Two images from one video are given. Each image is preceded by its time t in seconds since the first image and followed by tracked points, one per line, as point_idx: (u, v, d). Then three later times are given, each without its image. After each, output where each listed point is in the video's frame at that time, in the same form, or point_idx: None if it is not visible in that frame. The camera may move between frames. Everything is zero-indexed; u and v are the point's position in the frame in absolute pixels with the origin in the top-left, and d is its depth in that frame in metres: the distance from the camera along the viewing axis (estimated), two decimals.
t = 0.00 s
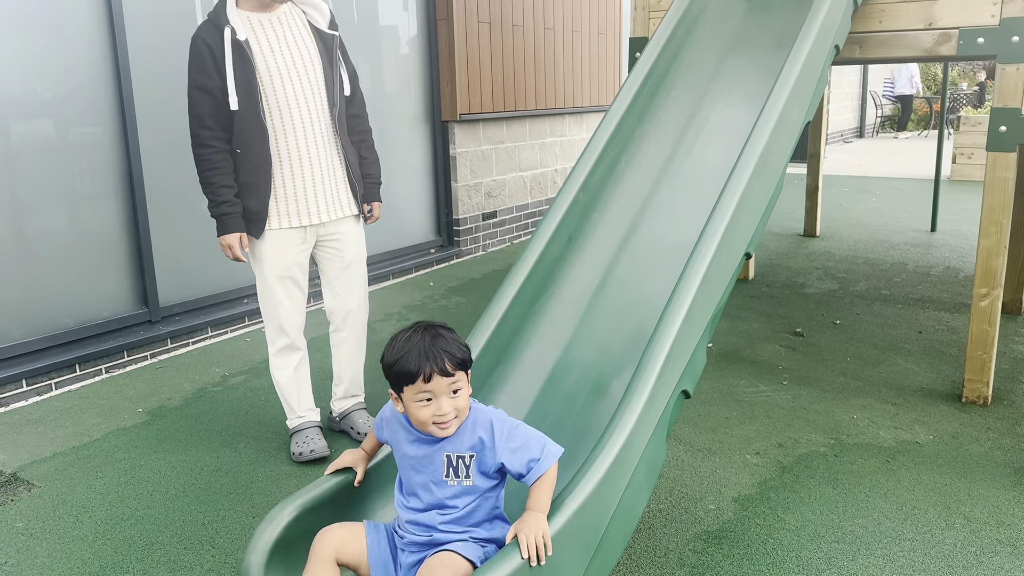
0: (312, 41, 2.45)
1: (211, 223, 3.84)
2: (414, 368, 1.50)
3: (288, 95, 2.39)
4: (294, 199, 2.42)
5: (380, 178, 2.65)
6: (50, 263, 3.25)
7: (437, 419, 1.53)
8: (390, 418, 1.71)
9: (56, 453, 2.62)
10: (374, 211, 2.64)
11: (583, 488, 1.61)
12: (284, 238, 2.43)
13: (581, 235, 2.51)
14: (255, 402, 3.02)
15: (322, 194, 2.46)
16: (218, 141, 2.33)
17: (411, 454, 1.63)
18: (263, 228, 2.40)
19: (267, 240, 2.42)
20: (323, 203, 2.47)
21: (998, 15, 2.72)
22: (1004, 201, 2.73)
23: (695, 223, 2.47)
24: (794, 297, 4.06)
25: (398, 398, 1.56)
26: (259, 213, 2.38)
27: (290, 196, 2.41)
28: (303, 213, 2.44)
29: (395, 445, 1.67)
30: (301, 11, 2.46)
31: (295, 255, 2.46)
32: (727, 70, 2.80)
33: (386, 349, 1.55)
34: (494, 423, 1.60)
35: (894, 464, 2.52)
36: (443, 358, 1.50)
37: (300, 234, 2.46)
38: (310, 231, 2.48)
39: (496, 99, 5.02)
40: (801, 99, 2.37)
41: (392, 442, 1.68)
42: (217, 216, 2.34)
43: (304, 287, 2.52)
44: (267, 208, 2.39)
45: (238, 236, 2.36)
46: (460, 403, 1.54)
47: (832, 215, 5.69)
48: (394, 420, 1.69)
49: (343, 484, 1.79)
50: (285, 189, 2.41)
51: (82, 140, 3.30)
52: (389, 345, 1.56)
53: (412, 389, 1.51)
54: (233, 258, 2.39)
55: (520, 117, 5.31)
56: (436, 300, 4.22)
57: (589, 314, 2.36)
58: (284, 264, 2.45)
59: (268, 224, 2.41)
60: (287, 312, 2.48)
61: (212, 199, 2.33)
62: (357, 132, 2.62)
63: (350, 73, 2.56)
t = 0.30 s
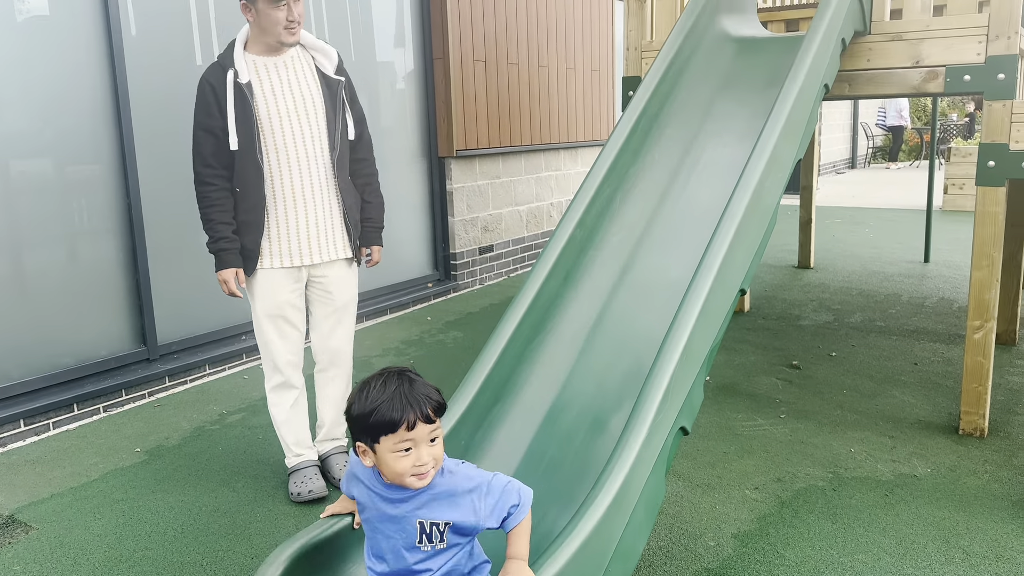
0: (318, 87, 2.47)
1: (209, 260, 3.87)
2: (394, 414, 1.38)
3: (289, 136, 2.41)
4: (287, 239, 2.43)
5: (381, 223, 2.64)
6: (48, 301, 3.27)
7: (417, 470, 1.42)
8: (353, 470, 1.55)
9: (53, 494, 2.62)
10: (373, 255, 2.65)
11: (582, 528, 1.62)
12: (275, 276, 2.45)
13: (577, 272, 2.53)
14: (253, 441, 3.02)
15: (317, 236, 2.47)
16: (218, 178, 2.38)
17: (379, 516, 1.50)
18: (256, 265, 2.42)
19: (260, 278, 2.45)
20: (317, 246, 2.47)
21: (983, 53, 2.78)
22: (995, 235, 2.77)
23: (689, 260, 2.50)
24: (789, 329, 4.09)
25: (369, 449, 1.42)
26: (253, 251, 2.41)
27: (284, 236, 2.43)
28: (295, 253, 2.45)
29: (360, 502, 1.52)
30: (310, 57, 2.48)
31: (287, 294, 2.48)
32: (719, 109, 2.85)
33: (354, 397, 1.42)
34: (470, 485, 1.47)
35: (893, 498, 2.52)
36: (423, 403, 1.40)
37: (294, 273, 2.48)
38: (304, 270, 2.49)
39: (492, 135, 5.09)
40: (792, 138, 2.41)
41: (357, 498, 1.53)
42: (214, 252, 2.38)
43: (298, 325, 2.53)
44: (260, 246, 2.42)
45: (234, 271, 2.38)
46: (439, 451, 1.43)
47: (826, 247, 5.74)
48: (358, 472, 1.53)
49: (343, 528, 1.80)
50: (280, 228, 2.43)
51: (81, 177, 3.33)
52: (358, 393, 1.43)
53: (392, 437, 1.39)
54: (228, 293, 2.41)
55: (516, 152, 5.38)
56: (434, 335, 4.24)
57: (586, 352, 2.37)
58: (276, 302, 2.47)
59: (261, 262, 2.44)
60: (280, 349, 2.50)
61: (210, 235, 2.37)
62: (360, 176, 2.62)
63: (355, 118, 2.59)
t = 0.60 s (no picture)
0: (300, 125, 2.43)
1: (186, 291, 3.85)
2: (350, 487, 1.31)
3: (264, 169, 2.40)
4: (248, 269, 2.41)
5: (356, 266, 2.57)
6: (21, 334, 3.23)
7: (372, 545, 1.35)
8: None
9: (24, 532, 2.57)
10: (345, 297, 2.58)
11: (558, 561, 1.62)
12: (235, 302, 2.41)
13: (553, 302, 2.55)
14: (229, 474, 2.99)
15: (279, 273, 2.43)
16: (193, 203, 2.41)
17: None
18: (216, 288, 2.41)
19: (219, 302, 2.41)
20: (277, 282, 2.43)
21: (945, 83, 2.83)
22: (962, 259, 2.83)
23: (663, 288, 2.53)
24: (765, 354, 4.13)
25: (316, 530, 1.32)
26: (214, 277, 2.40)
27: (246, 265, 2.41)
28: (254, 285, 2.42)
29: None
30: (300, 96, 2.45)
31: (247, 319, 2.42)
32: (691, 140, 2.90)
33: (296, 472, 1.31)
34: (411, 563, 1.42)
35: (868, 522, 2.54)
36: (373, 474, 1.34)
37: (253, 304, 2.43)
38: (266, 304, 2.45)
39: (470, 164, 5.14)
40: (761, 168, 2.46)
41: None
42: (179, 274, 2.40)
43: (260, 352, 2.46)
44: (224, 271, 2.41)
45: (195, 296, 2.41)
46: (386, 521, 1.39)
47: (800, 272, 5.82)
48: None
49: None
50: (242, 257, 2.42)
51: (56, 209, 3.32)
52: (298, 467, 1.32)
53: (351, 512, 1.31)
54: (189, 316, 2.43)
55: (494, 181, 5.42)
56: (412, 363, 4.23)
57: (562, 381, 2.39)
58: (236, 327, 2.40)
59: (220, 286, 2.42)
60: (239, 373, 2.40)
61: (177, 256, 2.40)
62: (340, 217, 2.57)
63: (339, 158, 2.53)
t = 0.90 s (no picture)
0: (239, 142, 2.36)
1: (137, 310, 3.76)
2: (376, 408, 1.29)
3: (200, 186, 2.31)
4: (183, 289, 2.33)
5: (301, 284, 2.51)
6: None
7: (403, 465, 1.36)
8: None
9: None
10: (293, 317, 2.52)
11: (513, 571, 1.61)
12: (167, 324, 2.31)
13: (509, 314, 2.55)
14: (182, 495, 2.92)
15: (218, 292, 2.35)
16: (129, 221, 2.34)
17: None
18: (148, 309, 2.32)
19: (148, 323, 2.31)
20: (216, 302, 2.36)
21: (888, 97, 2.89)
22: (906, 270, 2.88)
23: (618, 299, 2.55)
24: (721, 365, 4.19)
25: (365, 463, 1.26)
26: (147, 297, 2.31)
27: (181, 285, 2.33)
28: (190, 305, 2.33)
29: None
30: (240, 110, 2.37)
31: (173, 343, 2.31)
32: (644, 153, 2.94)
33: (319, 423, 1.22)
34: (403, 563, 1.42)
35: (821, 527, 2.58)
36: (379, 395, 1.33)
37: (186, 326, 2.33)
38: (202, 324, 2.36)
39: (427, 179, 5.14)
40: (711, 180, 2.50)
41: None
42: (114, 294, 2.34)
43: (188, 376, 2.36)
44: (158, 290, 2.33)
45: (129, 317, 2.34)
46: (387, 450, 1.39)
47: (755, 284, 5.93)
48: None
49: None
50: (177, 277, 2.33)
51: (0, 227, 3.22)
52: (318, 417, 1.23)
53: (389, 429, 1.31)
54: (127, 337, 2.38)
55: (452, 197, 5.43)
56: (370, 380, 4.19)
57: (518, 393, 2.38)
58: (161, 351, 2.29)
59: (152, 306, 2.32)
60: (162, 398, 2.28)
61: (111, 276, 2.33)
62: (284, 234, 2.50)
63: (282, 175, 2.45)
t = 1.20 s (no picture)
0: (100, 150, 2.16)
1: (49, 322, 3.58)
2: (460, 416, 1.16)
3: (60, 201, 2.11)
4: (50, 316, 2.10)
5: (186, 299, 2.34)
6: None
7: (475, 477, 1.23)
8: None
9: None
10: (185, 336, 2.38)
11: None
12: (33, 356, 2.09)
13: (437, 320, 2.51)
14: (98, 516, 2.78)
15: (91, 315, 2.15)
16: None
17: None
18: (7, 341, 2.09)
19: (11, 357, 2.09)
20: (90, 326, 2.15)
21: (805, 103, 2.98)
22: (824, 271, 2.98)
23: (546, 302, 2.55)
24: (651, 367, 4.25)
25: (462, 473, 1.14)
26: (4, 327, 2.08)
27: (46, 312, 2.10)
28: (60, 333, 2.11)
29: None
30: (101, 114, 2.17)
31: (44, 377, 2.09)
32: (570, 158, 2.96)
33: (427, 432, 1.06)
34: None
35: (748, 524, 2.63)
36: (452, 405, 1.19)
37: (56, 356, 2.12)
38: (74, 352, 2.14)
39: (357, 185, 5.06)
40: (634, 184, 2.53)
41: None
42: None
43: (64, 413, 2.13)
44: (18, 320, 2.09)
45: None
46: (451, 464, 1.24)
47: (685, 287, 6.04)
48: None
49: None
50: (42, 303, 2.11)
51: None
52: (424, 429, 1.07)
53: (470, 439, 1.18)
54: None
55: (383, 203, 5.36)
56: (300, 391, 4.09)
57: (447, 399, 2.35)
58: (31, 387, 2.07)
59: (12, 339, 2.09)
60: (36, 438, 2.06)
61: None
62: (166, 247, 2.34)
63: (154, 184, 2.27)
